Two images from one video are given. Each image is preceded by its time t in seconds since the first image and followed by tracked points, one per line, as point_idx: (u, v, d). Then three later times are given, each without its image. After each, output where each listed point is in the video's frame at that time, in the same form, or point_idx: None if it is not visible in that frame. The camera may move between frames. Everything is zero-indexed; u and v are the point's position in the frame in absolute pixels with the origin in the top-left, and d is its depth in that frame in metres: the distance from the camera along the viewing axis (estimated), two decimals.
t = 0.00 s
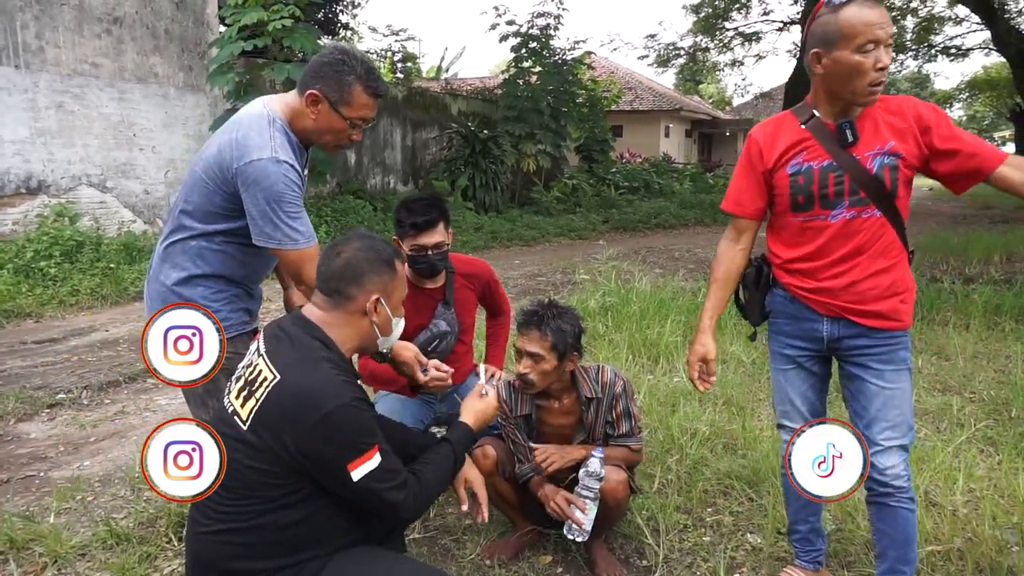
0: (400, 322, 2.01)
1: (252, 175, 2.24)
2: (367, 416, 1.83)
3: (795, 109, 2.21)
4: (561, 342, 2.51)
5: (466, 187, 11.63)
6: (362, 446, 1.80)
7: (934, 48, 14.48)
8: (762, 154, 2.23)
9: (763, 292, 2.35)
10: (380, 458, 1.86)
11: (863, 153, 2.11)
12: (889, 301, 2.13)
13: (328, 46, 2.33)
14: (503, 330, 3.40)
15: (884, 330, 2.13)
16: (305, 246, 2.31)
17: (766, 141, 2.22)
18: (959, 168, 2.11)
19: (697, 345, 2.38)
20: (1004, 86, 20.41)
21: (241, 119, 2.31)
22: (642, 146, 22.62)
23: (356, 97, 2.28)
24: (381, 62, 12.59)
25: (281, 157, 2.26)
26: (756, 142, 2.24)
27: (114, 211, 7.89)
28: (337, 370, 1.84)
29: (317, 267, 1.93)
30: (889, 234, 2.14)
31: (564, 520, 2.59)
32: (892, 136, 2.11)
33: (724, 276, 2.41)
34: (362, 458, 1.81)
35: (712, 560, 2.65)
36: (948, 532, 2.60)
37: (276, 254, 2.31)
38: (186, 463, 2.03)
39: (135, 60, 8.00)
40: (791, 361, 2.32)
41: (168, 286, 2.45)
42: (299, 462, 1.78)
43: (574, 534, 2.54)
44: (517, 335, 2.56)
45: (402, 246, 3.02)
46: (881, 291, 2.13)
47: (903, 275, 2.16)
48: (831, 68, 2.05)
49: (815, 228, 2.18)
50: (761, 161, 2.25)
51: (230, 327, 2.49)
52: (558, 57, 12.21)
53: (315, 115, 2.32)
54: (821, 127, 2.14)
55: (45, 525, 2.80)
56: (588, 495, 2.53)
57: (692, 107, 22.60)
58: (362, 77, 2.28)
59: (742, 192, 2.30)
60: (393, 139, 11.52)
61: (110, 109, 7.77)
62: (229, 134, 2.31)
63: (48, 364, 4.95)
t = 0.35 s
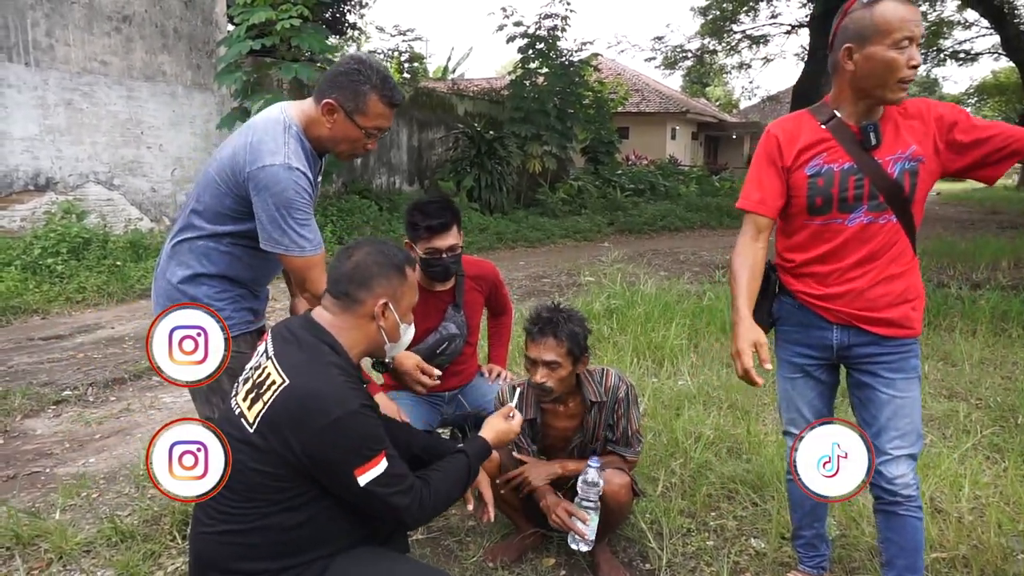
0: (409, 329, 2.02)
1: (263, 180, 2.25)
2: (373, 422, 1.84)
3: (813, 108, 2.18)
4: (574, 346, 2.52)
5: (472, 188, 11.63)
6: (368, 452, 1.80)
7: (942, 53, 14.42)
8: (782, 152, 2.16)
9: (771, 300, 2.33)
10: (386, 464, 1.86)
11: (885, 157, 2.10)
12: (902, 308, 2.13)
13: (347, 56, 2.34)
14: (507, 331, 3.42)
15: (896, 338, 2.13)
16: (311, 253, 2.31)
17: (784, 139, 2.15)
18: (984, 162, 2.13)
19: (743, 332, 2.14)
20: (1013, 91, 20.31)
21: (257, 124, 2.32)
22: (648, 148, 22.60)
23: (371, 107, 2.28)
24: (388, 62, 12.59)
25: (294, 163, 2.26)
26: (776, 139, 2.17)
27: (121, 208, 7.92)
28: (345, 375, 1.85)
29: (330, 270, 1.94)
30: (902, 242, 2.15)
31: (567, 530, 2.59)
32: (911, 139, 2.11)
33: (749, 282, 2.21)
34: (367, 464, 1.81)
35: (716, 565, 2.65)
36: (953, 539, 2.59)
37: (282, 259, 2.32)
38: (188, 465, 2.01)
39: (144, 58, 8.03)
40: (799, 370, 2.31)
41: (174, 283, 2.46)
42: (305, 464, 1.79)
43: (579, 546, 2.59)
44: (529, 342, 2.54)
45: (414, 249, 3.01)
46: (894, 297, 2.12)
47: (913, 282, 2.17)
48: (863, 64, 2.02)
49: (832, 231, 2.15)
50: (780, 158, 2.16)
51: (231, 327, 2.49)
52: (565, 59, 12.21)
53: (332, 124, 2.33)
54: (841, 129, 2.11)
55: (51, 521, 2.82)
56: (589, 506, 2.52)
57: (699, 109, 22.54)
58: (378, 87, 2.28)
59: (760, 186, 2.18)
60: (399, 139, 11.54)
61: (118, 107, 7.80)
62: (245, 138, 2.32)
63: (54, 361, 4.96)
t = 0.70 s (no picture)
0: (411, 333, 2.02)
1: (272, 185, 2.26)
2: (375, 424, 1.84)
3: (823, 112, 2.18)
4: (589, 353, 2.53)
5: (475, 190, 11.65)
6: (369, 453, 1.81)
7: (946, 57, 14.40)
8: (791, 157, 2.15)
9: (780, 305, 2.33)
10: (387, 465, 1.86)
11: (897, 164, 2.10)
12: (914, 314, 2.13)
13: (360, 65, 2.35)
14: (513, 334, 3.42)
15: (906, 344, 2.13)
16: (317, 261, 2.31)
17: (794, 144, 2.15)
18: (996, 168, 2.15)
19: (737, 365, 2.19)
20: (1017, 95, 20.26)
21: (269, 129, 2.33)
22: (651, 151, 22.60)
23: (382, 116, 2.28)
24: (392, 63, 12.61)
25: (303, 169, 2.27)
26: (786, 143, 2.16)
27: (125, 208, 7.94)
28: (346, 377, 1.86)
29: (332, 272, 1.94)
30: (913, 247, 2.15)
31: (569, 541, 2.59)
32: (924, 145, 2.11)
33: (756, 288, 2.26)
34: (369, 466, 1.81)
35: (718, 568, 2.65)
36: (955, 545, 2.58)
37: (287, 265, 2.32)
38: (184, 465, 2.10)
39: (149, 58, 8.05)
40: (807, 375, 2.30)
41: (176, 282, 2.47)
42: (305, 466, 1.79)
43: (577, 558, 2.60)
44: (544, 353, 2.52)
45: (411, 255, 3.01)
46: (905, 303, 2.13)
47: (924, 288, 2.17)
48: (877, 67, 2.02)
49: (843, 238, 2.15)
50: (789, 163, 2.16)
51: (231, 327, 2.50)
52: (568, 61, 12.22)
53: (343, 133, 2.33)
54: (851, 135, 2.11)
55: (54, 520, 2.83)
56: (593, 520, 2.54)
57: (702, 111, 22.54)
58: (390, 96, 2.29)
59: (769, 194, 2.18)
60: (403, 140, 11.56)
61: (123, 107, 7.82)
62: (256, 143, 2.33)
63: (58, 360, 4.98)
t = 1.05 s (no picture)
0: (415, 334, 2.02)
1: (276, 181, 2.26)
2: (377, 421, 1.85)
3: (831, 113, 2.17)
4: (582, 359, 2.48)
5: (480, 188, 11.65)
6: (370, 449, 1.81)
7: (953, 58, 14.35)
8: (799, 157, 2.15)
9: (787, 304, 2.34)
10: (389, 461, 1.86)
11: (905, 165, 2.09)
12: (921, 316, 2.12)
13: (366, 62, 2.35)
14: (515, 331, 3.42)
15: (912, 345, 2.12)
16: (320, 256, 2.32)
17: (801, 144, 2.15)
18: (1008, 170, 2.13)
19: (746, 363, 2.22)
20: None
21: (275, 125, 2.34)
22: (656, 150, 22.60)
23: (387, 113, 2.28)
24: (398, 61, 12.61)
25: (308, 166, 2.27)
26: (793, 144, 2.16)
27: (130, 204, 7.96)
28: (348, 373, 1.86)
29: (338, 270, 1.95)
30: (921, 248, 2.14)
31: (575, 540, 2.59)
32: (934, 147, 2.10)
33: (766, 287, 2.27)
34: (370, 462, 1.82)
35: (720, 568, 2.65)
36: (959, 547, 2.58)
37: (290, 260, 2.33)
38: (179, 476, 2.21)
39: (155, 54, 8.06)
40: (813, 373, 2.30)
41: (181, 277, 2.48)
42: (307, 460, 1.80)
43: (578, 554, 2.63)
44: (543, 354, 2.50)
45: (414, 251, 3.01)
46: (913, 304, 2.12)
47: (932, 289, 2.16)
48: (882, 70, 2.01)
49: (850, 239, 2.15)
50: (797, 163, 2.16)
51: (235, 322, 2.50)
52: (574, 59, 12.21)
53: (348, 130, 2.34)
54: (859, 135, 2.10)
55: (58, 513, 2.83)
56: (600, 519, 2.55)
57: (708, 111, 22.50)
58: (395, 93, 2.29)
59: (777, 194, 2.18)
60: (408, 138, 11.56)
61: (129, 103, 7.83)
62: (262, 138, 2.34)
63: (63, 354, 4.99)
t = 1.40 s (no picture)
0: (419, 337, 2.03)
1: (277, 179, 2.26)
2: (383, 417, 1.85)
3: (840, 110, 2.17)
4: (593, 353, 2.52)
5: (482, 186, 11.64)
6: (377, 444, 1.82)
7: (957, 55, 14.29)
8: (807, 153, 2.15)
9: (792, 300, 2.34)
10: (394, 457, 1.87)
11: (912, 163, 2.09)
12: (925, 313, 2.12)
13: (368, 61, 2.35)
14: (516, 329, 3.43)
15: (916, 342, 2.12)
16: (318, 255, 2.33)
17: (809, 140, 2.15)
18: (1012, 171, 2.13)
19: (752, 358, 2.22)
20: None
21: (277, 124, 2.35)
22: (658, 149, 22.58)
23: (389, 111, 2.28)
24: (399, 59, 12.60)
25: (309, 163, 2.28)
26: (801, 140, 2.16)
27: (133, 202, 7.97)
28: (354, 370, 1.86)
29: (346, 270, 1.96)
30: (926, 246, 2.14)
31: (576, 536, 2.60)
32: (941, 145, 2.10)
33: (773, 283, 2.27)
34: (377, 457, 1.83)
35: (723, 565, 2.65)
36: (961, 544, 2.58)
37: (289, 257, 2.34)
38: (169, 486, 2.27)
39: (157, 53, 8.07)
40: (817, 370, 2.29)
41: (184, 275, 2.48)
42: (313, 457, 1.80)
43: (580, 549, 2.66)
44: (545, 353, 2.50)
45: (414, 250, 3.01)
46: (917, 302, 2.12)
47: (937, 287, 2.16)
48: (896, 65, 2.00)
49: (855, 235, 2.15)
50: (804, 159, 2.16)
51: (238, 320, 2.51)
52: (576, 57, 12.20)
53: (349, 128, 2.34)
54: (866, 133, 2.11)
55: (63, 511, 2.84)
56: (598, 513, 2.55)
57: (710, 109, 22.48)
58: (396, 91, 2.29)
59: (785, 189, 2.19)
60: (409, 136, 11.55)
61: (131, 101, 7.84)
62: (264, 136, 2.34)
63: (66, 353, 4.99)
